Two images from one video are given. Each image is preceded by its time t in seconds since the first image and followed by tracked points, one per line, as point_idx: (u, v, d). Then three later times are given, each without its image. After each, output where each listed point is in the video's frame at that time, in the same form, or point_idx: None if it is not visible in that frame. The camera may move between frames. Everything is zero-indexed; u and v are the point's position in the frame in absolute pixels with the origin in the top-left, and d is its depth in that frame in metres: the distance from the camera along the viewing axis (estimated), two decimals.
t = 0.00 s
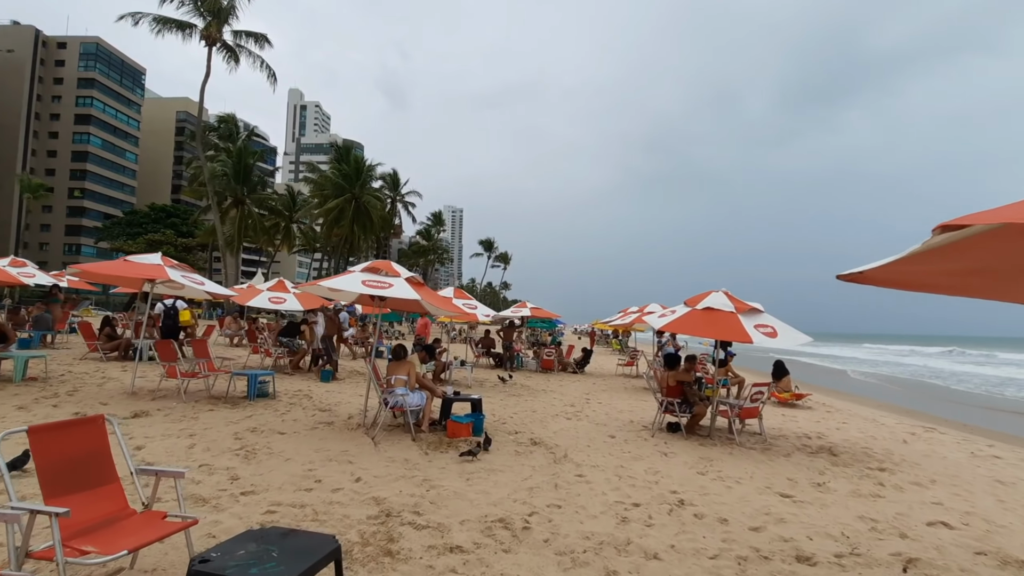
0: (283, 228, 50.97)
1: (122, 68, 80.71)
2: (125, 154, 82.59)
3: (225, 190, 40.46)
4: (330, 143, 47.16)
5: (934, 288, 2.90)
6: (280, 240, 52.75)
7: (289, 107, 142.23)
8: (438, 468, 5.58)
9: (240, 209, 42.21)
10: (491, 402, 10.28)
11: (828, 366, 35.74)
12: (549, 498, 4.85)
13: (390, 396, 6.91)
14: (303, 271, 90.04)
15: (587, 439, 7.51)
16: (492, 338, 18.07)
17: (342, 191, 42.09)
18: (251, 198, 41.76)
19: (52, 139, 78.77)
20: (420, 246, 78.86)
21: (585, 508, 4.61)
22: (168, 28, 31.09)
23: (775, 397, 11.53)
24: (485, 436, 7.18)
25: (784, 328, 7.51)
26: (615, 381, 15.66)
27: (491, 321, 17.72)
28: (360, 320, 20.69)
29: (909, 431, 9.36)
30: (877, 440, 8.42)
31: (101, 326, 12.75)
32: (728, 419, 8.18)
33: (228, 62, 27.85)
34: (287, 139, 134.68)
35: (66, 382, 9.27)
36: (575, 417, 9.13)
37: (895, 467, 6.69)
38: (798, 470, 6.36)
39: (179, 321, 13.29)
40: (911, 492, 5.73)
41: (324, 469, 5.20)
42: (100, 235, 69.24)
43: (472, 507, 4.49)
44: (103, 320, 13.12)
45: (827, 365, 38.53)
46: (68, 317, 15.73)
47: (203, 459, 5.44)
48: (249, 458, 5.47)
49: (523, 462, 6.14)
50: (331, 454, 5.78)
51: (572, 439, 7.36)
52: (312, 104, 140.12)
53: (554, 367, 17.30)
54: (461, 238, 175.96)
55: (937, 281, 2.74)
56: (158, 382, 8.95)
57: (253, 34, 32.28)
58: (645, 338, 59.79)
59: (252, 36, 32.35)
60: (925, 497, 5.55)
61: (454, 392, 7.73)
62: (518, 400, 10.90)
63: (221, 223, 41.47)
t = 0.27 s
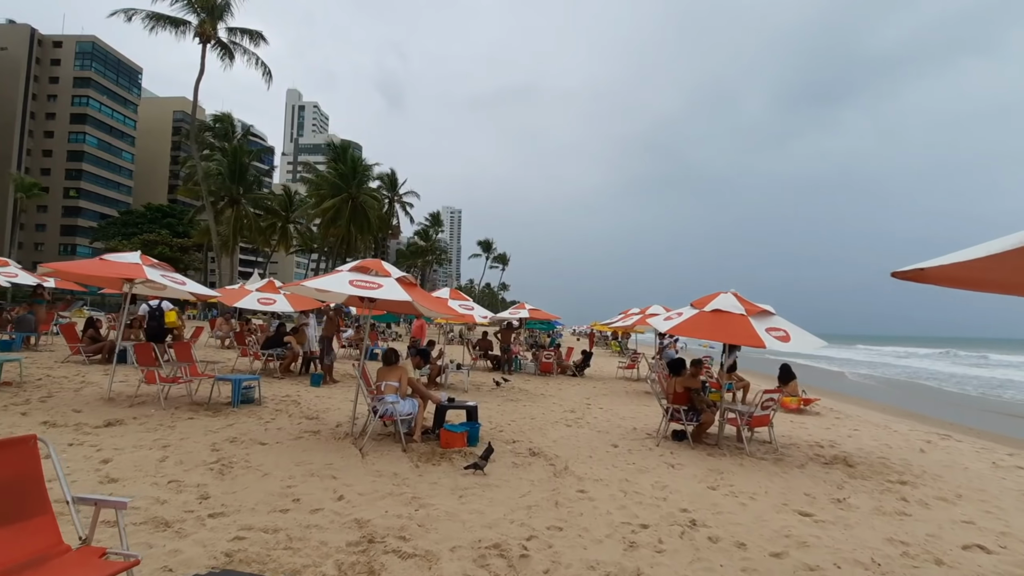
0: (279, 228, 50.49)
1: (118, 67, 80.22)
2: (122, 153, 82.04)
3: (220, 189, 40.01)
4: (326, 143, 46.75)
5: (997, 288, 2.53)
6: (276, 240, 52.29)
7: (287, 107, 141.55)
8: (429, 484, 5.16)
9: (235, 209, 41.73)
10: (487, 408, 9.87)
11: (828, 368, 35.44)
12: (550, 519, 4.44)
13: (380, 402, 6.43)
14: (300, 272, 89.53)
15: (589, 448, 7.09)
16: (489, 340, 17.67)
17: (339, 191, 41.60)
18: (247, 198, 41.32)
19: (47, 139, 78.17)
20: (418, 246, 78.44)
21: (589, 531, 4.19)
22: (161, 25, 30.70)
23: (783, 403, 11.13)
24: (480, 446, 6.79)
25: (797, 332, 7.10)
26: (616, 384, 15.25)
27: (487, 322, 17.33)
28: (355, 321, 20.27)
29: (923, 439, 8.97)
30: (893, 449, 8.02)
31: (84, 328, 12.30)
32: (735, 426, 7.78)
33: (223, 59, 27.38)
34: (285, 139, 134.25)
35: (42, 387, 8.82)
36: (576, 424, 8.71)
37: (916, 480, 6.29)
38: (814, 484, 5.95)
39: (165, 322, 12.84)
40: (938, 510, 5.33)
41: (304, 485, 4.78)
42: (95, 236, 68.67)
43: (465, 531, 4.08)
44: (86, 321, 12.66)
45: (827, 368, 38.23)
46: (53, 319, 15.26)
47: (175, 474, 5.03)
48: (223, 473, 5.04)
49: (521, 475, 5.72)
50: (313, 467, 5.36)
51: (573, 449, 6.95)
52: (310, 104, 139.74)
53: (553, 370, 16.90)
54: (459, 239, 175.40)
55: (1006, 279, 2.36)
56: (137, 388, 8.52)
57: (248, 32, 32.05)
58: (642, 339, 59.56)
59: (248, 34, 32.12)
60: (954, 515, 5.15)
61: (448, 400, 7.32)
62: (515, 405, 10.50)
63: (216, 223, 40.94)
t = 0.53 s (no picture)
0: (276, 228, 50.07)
1: (114, 66, 79.79)
2: (118, 153, 81.50)
3: (215, 189, 39.58)
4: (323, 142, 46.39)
5: None
6: (272, 240, 51.84)
7: (284, 107, 141.16)
8: (415, 496, 4.77)
9: (230, 208, 41.30)
10: (481, 412, 9.48)
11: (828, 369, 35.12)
12: (545, 535, 4.05)
13: (366, 407, 6.01)
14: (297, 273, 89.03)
15: (588, 455, 6.70)
16: (485, 341, 17.27)
17: (335, 190, 41.20)
18: (242, 197, 40.91)
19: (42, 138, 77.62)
20: (416, 247, 78.07)
21: (590, 550, 3.81)
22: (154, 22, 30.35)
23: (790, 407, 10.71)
24: (472, 453, 6.39)
25: (808, 332, 6.71)
26: (616, 387, 14.86)
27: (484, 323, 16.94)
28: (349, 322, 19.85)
29: (936, 444, 8.59)
30: (906, 455, 7.65)
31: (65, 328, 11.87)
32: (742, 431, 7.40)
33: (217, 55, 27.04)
34: (283, 139, 133.79)
35: (14, 389, 8.40)
36: (574, 429, 8.32)
37: (936, 490, 5.91)
38: (829, 495, 5.57)
39: (150, 322, 12.44)
40: (963, 523, 4.95)
41: (278, 498, 4.39)
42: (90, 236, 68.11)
43: (452, 550, 3.69)
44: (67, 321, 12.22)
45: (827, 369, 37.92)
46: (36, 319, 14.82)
47: (138, 485, 4.62)
48: (191, 485, 4.64)
49: (515, 484, 5.33)
50: (290, 477, 4.95)
51: (570, 456, 6.55)
52: (308, 105, 139.33)
53: (551, 372, 16.50)
54: (458, 240, 175.05)
55: None
56: (113, 390, 8.11)
57: (243, 29, 31.77)
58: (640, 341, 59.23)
59: (242, 31, 31.95)
60: (982, 529, 4.77)
61: (439, 404, 6.91)
62: (511, 408, 10.10)
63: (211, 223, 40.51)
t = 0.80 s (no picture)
0: (272, 229, 49.64)
1: (112, 66, 79.33)
2: (114, 154, 80.96)
3: (210, 188, 39.14)
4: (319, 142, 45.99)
5: None
6: (268, 241, 51.40)
7: (283, 107, 140.70)
8: (398, 514, 4.38)
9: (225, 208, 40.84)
10: (476, 418, 9.09)
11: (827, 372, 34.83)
12: (541, 561, 3.68)
13: (351, 415, 5.61)
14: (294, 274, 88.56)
15: (586, 465, 6.32)
16: (482, 343, 16.90)
17: (331, 190, 40.78)
18: (237, 197, 40.48)
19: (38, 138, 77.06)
20: (414, 248, 77.69)
21: None
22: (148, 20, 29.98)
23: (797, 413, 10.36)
24: (464, 464, 5.99)
25: (820, 336, 6.32)
26: (615, 390, 14.50)
27: (480, 324, 16.57)
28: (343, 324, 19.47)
29: (951, 452, 8.22)
30: (921, 464, 7.29)
31: (46, 329, 11.42)
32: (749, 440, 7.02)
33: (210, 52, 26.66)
34: (281, 140, 133.44)
35: None
36: (572, 436, 7.94)
37: (960, 505, 5.53)
38: (845, 510, 5.19)
39: (136, 324, 12.01)
40: (995, 544, 4.57)
41: (247, 519, 4.00)
42: (86, 236, 67.56)
43: None
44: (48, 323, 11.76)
45: (827, 371, 37.57)
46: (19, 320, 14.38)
47: (95, 503, 4.22)
48: (154, 505, 4.24)
49: (509, 499, 4.95)
50: (263, 494, 4.57)
51: (568, 467, 6.17)
52: (307, 106, 138.88)
53: (548, 375, 16.11)
54: (456, 241, 174.65)
55: None
56: (86, 395, 7.69)
57: (238, 26, 31.46)
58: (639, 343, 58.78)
59: (237, 29, 31.64)
60: (1018, 553, 4.38)
61: (430, 411, 6.52)
62: (508, 414, 9.72)
63: (206, 223, 40.06)
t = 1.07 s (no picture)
0: (269, 229, 49.27)
1: (109, 66, 78.90)
2: (111, 154, 80.49)
3: (205, 188, 38.75)
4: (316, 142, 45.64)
5: None
6: (265, 242, 51.02)
7: (281, 108, 140.45)
8: (382, 531, 4.01)
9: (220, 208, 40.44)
10: (471, 423, 8.73)
11: (828, 374, 34.49)
12: None
13: (335, 422, 5.23)
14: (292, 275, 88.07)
15: (586, 474, 5.96)
16: (479, 345, 16.54)
17: (328, 190, 40.43)
18: (233, 197, 40.07)
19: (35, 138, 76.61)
20: (412, 249, 77.28)
21: None
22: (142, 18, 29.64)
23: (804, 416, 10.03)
24: (456, 473, 5.63)
25: (834, 338, 5.96)
26: (615, 393, 14.15)
27: (477, 325, 16.22)
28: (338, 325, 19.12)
29: (967, 459, 7.86)
30: (938, 472, 6.93)
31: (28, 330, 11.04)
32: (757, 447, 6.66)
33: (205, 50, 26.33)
34: (280, 141, 133.11)
35: None
36: (571, 442, 7.58)
37: (986, 518, 5.18)
38: (865, 525, 4.84)
39: (122, 325, 11.60)
40: None
41: (214, 539, 3.63)
42: (82, 237, 67.08)
43: None
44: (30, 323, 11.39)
45: (827, 373, 37.26)
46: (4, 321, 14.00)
47: (49, 520, 3.85)
48: (112, 522, 3.87)
49: (504, 512, 4.59)
50: (235, 508, 4.20)
51: (567, 476, 5.80)
52: (306, 107, 138.52)
53: (547, 377, 15.76)
54: (455, 243, 174.33)
55: None
56: (60, 399, 7.31)
57: (233, 24, 31.13)
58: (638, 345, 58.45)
59: (233, 27, 31.39)
60: None
61: (421, 417, 6.15)
62: (504, 418, 9.36)
63: (202, 224, 39.69)
